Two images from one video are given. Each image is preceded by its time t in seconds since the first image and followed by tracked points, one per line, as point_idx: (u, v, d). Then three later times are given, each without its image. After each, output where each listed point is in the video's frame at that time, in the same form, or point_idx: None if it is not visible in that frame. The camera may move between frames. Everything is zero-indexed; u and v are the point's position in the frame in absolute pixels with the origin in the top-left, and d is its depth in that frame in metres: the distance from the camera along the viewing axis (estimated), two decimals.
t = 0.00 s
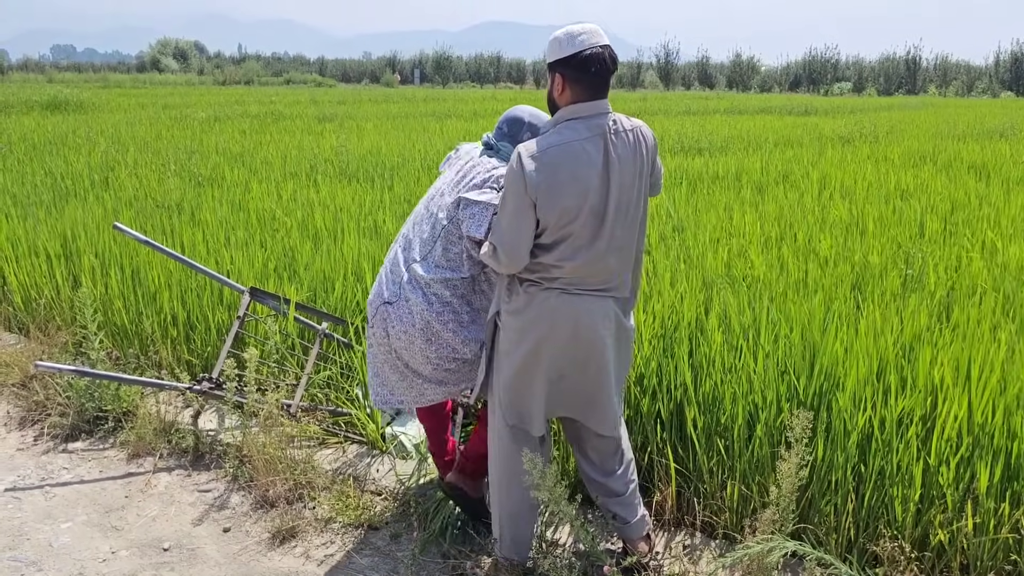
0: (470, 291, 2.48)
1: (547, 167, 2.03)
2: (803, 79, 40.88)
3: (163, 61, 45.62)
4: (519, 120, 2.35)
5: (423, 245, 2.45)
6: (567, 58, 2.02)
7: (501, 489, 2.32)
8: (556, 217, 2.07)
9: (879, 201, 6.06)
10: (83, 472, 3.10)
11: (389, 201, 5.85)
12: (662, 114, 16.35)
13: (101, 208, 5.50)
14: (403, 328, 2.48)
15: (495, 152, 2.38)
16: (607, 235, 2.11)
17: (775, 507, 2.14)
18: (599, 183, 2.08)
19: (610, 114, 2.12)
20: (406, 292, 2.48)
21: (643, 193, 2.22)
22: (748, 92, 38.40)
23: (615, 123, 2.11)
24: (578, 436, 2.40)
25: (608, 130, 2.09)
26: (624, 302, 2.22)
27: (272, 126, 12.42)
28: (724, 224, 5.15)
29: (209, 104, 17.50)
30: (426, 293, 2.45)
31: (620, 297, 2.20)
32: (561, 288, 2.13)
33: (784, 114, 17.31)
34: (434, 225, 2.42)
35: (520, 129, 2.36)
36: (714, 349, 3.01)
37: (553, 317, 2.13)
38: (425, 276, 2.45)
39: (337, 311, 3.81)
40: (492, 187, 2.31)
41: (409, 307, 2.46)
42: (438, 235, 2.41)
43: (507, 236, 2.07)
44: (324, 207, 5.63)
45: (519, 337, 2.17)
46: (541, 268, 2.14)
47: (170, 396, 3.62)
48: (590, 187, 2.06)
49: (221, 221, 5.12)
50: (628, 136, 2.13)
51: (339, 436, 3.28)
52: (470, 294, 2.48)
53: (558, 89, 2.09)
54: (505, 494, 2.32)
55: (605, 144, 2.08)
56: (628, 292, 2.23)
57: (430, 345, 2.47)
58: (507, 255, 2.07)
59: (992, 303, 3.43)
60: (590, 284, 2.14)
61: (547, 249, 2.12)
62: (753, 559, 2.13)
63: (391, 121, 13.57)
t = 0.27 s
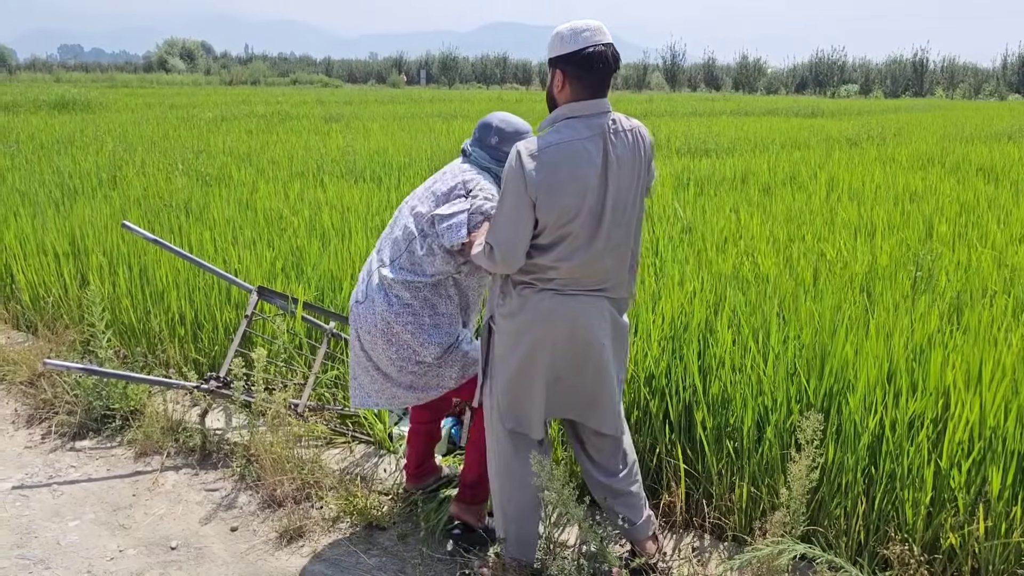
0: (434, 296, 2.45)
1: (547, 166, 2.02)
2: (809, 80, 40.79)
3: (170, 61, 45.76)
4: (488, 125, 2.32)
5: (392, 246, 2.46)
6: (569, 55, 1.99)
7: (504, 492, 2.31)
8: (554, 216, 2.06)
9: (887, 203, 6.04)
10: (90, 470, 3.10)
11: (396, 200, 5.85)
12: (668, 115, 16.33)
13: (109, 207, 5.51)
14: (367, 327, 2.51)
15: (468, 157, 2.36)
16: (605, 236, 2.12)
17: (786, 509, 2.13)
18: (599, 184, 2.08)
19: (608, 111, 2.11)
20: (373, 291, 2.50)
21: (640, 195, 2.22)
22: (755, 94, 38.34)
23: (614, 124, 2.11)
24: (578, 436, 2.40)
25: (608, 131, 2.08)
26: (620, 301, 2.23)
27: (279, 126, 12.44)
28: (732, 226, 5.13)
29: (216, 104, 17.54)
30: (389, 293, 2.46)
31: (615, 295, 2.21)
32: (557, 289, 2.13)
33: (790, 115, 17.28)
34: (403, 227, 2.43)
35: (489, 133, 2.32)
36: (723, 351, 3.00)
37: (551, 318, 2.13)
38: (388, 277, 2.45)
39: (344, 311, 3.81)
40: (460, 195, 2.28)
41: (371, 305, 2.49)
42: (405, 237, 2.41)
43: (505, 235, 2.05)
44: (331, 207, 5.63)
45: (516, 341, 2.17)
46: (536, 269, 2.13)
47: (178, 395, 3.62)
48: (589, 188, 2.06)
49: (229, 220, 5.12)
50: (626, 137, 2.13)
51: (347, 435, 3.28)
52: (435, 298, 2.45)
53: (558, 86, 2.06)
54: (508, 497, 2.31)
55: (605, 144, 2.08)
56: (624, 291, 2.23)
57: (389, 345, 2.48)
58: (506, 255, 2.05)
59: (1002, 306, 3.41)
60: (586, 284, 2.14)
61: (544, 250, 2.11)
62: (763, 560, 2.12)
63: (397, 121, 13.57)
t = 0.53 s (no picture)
0: (405, 287, 2.41)
1: (537, 160, 2.01)
2: (821, 82, 40.62)
3: (182, 61, 45.99)
4: (473, 124, 2.32)
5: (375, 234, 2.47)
6: (556, 50, 2.00)
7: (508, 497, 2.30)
8: (544, 210, 2.04)
9: (901, 206, 6.00)
10: (105, 468, 3.12)
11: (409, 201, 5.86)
12: (680, 117, 16.29)
13: (124, 207, 5.54)
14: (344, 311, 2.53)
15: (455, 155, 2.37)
16: (600, 231, 2.10)
17: (801, 511, 2.11)
18: (588, 177, 2.07)
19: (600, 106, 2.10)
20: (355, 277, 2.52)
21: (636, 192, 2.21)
22: (766, 96, 38.21)
23: (604, 115, 2.10)
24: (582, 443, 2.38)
25: (598, 124, 2.08)
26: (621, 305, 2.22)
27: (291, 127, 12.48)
28: (745, 228, 5.11)
29: (228, 105, 17.61)
30: (363, 280, 2.46)
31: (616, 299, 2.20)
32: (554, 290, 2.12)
33: (803, 118, 17.21)
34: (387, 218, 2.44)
35: (474, 132, 2.32)
36: (735, 353, 2.99)
37: (550, 321, 2.12)
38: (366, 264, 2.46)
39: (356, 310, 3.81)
40: (440, 198, 2.31)
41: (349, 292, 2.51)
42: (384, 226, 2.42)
43: (491, 228, 2.03)
44: (344, 207, 5.64)
45: (515, 345, 2.17)
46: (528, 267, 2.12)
47: (192, 393, 3.64)
48: (578, 180, 2.04)
49: (243, 220, 5.14)
50: (618, 130, 2.12)
51: (360, 435, 3.28)
52: (406, 289, 2.41)
53: (548, 84, 2.07)
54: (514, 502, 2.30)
55: (595, 136, 2.07)
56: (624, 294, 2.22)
57: (359, 329, 2.48)
58: (492, 247, 2.03)
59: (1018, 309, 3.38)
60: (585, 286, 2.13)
61: (537, 248, 2.10)
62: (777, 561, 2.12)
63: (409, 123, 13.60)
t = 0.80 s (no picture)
0: (396, 280, 2.41)
1: (539, 162, 1.97)
2: (830, 83, 40.49)
3: (191, 61, 46.16)
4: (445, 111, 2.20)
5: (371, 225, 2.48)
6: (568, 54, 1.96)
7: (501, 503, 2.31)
8: (545, 214, 2.01)
9: (910, 207, 5.98)
10: (114, 465, 3.13)
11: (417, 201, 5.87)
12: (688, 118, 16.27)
13: (133, 205, 5.56)
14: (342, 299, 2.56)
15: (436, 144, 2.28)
16: (600, 237, 2.07)
17: (807, 512, 2.10)
18: (591, 183, 2.03)
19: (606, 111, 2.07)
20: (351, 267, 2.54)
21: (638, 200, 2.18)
22: (775, 97, 38.12)
23: (610, 123, 2.07)
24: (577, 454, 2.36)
25: (603, 130, 2.04)
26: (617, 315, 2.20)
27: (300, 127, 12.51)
28: (753, 228, 5.10)
29: (237, 104, 17.66)
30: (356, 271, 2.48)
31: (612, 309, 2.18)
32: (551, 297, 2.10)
33: (811, 119, 17.18)
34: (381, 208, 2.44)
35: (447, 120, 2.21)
36: (743, 354, 2.98)
37: (545, 329, 2.11)
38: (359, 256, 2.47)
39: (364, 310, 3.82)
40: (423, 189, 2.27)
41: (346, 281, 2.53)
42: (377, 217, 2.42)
43: (490, 229, 1.99)
44: (352, 207, 5.66)
45: (509, 352, 2.15)
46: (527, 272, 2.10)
47: (200, 392, 3.65)
48: (581, 184, 2.01)
49: (251, 220, 5.16)
50: (623, 138, 2.10)
51: (367, 434, 3.29)
52: (396, 282, 2.41)
53: (556, 87, 2.03)
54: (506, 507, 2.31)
55: (599, 141, 2.03)
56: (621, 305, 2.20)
57: (353, 320, 2.51)
58: (491, 248, 1.99)
59: None
60: (582, 294, 2.11)
61: (537, 252, 2.08)
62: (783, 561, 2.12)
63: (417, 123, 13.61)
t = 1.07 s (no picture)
0: (378, 279, 2.36)
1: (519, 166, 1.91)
2: (840, 84, 40.36)
3: (201, 62, 46.35)
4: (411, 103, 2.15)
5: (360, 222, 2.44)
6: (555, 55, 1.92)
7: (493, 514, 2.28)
8: (526, 218, 1.95)
9: (920, 209, 5.95)
10: (122, 464, 3.15)
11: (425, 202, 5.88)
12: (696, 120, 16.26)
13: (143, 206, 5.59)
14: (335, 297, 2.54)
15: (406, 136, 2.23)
16: (586, 241, 2.01)
17: (814, 515, 2.09)
18: (575, 186, 1.96)
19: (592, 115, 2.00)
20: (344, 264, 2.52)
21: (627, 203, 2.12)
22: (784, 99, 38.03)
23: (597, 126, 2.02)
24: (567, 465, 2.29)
25: (589, 131, 1.98)
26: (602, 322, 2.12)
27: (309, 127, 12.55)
28: (761, 230, 5.09)
29: (245, 105, 17.72)
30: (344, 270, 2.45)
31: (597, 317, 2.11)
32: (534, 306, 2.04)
33: (820, 120, 17.14)
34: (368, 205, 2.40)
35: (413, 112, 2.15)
36: (749, 356, 2.97)
37: (525, 342, 2.05)
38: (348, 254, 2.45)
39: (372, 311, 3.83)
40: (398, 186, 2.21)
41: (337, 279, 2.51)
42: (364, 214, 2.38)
43: (470, 234, 1.95)
44: (360, 207, 5.67)
45: (490, 367, 2.11)
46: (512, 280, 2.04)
47: (208, 391, 3.67)
48: (565, 186, 1.95)
49: (260, 220, 5.18)
50: (611, 142, 2.04)
51: (374, 434, 3.29)
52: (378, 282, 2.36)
53: (542, 89, 1.98)
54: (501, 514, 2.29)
55: (585, 144, 1.97)
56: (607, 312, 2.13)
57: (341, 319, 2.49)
58: (472, 251, 1.95)
59: None
60: (566, 302, 2.04)
61: (521, 259, 2.02)
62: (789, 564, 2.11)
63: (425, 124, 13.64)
